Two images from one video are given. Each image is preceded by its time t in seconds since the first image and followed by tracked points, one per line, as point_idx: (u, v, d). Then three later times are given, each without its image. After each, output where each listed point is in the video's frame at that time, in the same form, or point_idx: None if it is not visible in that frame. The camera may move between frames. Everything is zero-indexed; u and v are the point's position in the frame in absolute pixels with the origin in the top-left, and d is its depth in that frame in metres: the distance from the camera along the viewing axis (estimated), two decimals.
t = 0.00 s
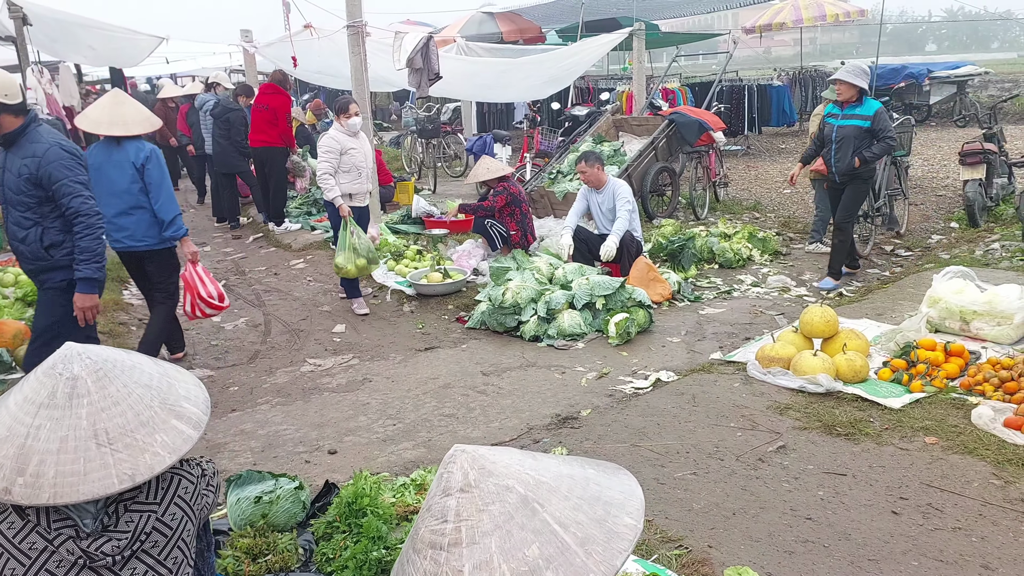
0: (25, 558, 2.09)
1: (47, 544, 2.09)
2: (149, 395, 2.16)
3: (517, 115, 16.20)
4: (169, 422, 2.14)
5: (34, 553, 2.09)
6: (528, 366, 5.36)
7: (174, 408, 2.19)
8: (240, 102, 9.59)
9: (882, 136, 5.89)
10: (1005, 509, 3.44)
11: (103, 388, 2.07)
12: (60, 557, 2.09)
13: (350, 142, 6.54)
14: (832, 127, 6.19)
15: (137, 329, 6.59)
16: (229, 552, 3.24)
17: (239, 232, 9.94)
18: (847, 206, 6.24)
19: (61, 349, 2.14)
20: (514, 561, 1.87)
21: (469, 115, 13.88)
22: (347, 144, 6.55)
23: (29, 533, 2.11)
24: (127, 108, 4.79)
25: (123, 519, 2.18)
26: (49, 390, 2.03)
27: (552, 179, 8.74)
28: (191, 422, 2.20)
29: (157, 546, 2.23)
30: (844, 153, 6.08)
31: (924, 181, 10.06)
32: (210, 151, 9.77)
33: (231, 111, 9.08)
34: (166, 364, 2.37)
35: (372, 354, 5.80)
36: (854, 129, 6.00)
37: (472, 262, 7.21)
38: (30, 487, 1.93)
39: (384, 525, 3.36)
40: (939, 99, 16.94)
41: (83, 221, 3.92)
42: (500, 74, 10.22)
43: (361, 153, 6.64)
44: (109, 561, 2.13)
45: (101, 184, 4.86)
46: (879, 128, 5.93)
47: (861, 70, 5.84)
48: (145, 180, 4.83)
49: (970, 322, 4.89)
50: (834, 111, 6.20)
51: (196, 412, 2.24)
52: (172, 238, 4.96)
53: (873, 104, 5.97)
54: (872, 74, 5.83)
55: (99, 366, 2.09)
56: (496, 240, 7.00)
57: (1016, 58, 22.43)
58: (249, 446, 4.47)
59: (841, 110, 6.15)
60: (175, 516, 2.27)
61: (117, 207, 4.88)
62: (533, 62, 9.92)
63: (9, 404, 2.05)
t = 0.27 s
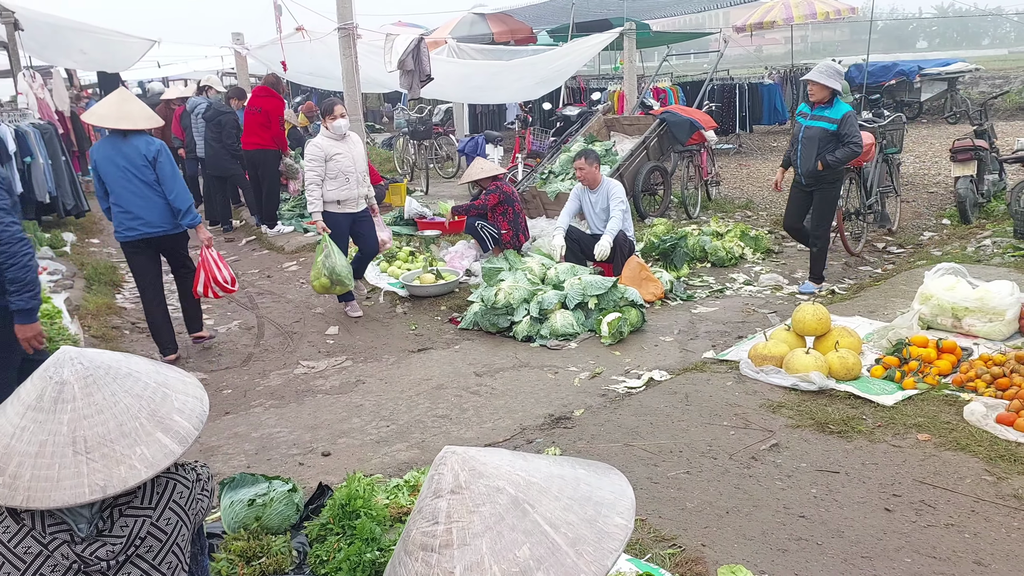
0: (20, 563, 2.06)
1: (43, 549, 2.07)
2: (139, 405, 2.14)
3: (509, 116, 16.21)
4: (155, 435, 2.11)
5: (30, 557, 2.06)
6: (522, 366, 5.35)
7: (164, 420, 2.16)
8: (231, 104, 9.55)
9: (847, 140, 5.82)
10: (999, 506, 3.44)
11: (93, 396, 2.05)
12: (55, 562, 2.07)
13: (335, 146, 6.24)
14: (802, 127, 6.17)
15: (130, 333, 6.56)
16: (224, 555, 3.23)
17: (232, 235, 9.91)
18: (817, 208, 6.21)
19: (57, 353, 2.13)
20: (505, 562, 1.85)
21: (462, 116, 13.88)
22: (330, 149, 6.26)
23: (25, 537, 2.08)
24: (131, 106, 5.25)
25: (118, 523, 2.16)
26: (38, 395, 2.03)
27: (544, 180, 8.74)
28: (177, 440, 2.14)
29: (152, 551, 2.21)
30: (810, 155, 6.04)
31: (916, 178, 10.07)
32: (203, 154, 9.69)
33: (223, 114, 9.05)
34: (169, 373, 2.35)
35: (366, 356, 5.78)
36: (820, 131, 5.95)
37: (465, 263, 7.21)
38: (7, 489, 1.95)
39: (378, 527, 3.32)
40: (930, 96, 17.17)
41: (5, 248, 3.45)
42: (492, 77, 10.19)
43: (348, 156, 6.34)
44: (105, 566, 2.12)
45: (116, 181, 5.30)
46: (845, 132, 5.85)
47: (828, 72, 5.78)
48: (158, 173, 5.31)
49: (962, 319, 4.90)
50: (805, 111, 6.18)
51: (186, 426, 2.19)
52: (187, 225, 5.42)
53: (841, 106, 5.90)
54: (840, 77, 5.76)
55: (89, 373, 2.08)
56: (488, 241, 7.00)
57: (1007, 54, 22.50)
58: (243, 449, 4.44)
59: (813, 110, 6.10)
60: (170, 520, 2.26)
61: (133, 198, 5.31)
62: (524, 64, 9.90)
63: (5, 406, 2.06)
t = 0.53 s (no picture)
0: (19, 562, 2.08)
1: (41, 547, 2.08)
2: (136, 409, 2.14)
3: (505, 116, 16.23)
4: (153, 437, 2.12)
5: (28, 556, 2.08)
6: (518, 366, 5.35)
7: (162, 421, 2.16)
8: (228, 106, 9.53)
9: (822, 139, 5.72)
10: (994, 503, 3.45)
11: (88, 402, 2.05)
12: (54, 561, 2.08)
13: (324, 153, 5.89)
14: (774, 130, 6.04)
15: (126, 334, 6.54)
16: (220, 557, 3.21)
17: (228, 237, 9.90)
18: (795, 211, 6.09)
19: (51, 359, 2.13)
20: (501, 561, 1.86)
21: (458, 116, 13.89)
22: (320, 156, 5.92)
23: (23, 536, 2.10)
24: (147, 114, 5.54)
25: (115, 523, 2.16)
26: (34, 403, 2.02)
27: (540, 180, 8.75)
28: (175, 440, 2.15)
29: (150, 549, 2.21)
30: (785, 156, 5.92)
31: (911, 177, 10.10)
32: (198, 156, 9.69)
33: (220, 116, 9.04)
34: (163, 370, 2.34)
35: (363, 357, 5.78)
36: (794, 132, 5.86)
37: (461, 264, 7.21)
38: (10, 499, 1.94)
39: (376, 527, 3.32)
40: (926, 95, 17.06)
41: None
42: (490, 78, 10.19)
43: (340, 164, 5.95)
44: (102, 564, 2.12)
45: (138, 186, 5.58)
46: (819, 132, 5.78)
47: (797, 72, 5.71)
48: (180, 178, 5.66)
49: (957, 317, 4.91)
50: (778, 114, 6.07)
51: (182, 424, 2.20)
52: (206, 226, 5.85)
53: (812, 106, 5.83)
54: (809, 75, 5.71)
55: (82, 380, 2.07)
56: (488, 241, 6.98)
57: (1001, 53, 22.56)
58: (240, 451, 4.44)
59: (785, 111, 5.99)
60: (167, 519, 2.26)
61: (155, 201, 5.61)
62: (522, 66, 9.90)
63: None
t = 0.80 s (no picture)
0: (14, 566, 2.07)
1: (37, 550, 2.07)
2: (128, 408, 2.13)
3: (501, 117, 16.24)
4: (150, 433, 2.13)
5: (25, 559, 2.06)
6: (516, 366, 5.35)
7: (155, 417, 2.17)
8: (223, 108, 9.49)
9: (796, 134, 5.63)
10: (990, 500, 3.46)
11: (80, 410, 2.04)
12: (50, 563, 2.06)
13: (319, 159, 5.70)
14: (745, 130, 5.89)
15: (123, 337, 6.53)
16: (219, 557, 3.20)
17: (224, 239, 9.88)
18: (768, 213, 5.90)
19: (31, 369, 2.09)
20: (502, 558, 1.86)
21: (454, 117, 13.90)
22: (316, 163, 5.73)
23: (18, 541, 2.09)
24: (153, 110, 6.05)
25: (111, 523, 2.16)
26: (26, 415, 2.00)
27: (536, 180, 8.75)
28: (170, 428, 2.18)
29: (147, 549, 2.20)
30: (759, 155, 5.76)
31: (905, 175, 10.13)
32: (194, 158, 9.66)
33: (215, 118, 9.02)
34: (143, 365, 2.32)
35: (360, 358, 5.77)
36: (769, 129, 5.71)
37: (457, 265, 7.22)
38: (16, 513, 1.93)
39: (374, 527, 3.32)
40: (920, 94, 17.18)
41: None
42: (485, 79, 10.17)
43: (336, 172, 5.71)
44: (99, 566, 2.12)
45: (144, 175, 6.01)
46: (793, 127, 5.67)
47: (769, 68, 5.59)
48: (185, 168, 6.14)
49: (953, 315, 4.92)
50: (746, 114, 5.91)
51: (175, 416, 2.21)
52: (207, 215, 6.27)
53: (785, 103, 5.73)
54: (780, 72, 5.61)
55: (71, 387, 2.06)
56: (484, 243, 6.97)
57: (995, 51, 22.64)
58: (238, 453, 4.43)
59: (754, 111, 5.86)
60: (163, 518, 2.26)
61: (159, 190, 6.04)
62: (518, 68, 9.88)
63: None
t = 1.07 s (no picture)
0: (16, 568, 2.08)
1: (39, 552, 2.08)
2: (128, 404, 2.14)
3: (501, 116, 16.25)
4: (153, 427, 2.15)
5: (27, 561, 2.08)
6: (516, 366, 5.37)
7: (155, 411, 2.18)
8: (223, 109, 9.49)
9: (780, 136, 5.59)
10: (989, 497, 3.47)
11: (81, 409, 2.04)
12: (53, 564, 2.08)
13: (309, 164, 5.42)
14: (726, 131, 5.81)
15: (124, 338, 6.54)
16: (221, 556, 3.21)
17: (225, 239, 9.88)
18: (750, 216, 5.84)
19: (25, 371, 2.07)
20: (505, 554, 1.87)
21: (453, 117, 13.91)
22: (308, 167, 5.46)
23: (20, 542, 2.10)
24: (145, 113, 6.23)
25: (113, 524, 2.17)
26: (26, 418, 1.99)
27: (536, 180, 8.76)
28: (170, 421, 2.20)
29: (149, 549, 2.22)
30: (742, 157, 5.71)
31: (904, 175, 10.13)
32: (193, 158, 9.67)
33: (214, 118, 9.02)
34: (133, 362, 2.33)
35: (361, 358, 5.78)
36: (752, 130, 5.64)
37: (458, 265, 7.23)
38: (27, 518, 1.93)
39: (376, 527, 3.33)
40: (920, 93, 17.16)
41: None
42: (484, 78, 10.16)
43: (326, 177, 5.42)
44: (102, 566, 2.13)
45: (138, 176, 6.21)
46: (775, 127, 5.61)
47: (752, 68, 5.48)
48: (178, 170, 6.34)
49: (952, 314, 4.93)
50: (727, 114, 5.83)
51: (173, 409, 2.24)
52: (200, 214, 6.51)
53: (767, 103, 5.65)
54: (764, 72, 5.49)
55: (70, 388, 2.05)
56: (484, 243, 6.98)
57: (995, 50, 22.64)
58: (240, 453, 4.45)
59: (735, 111, 5.79)
60: (165, 518, 2.28)
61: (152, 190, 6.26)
62: (517, 67, 9.86)
63: None
